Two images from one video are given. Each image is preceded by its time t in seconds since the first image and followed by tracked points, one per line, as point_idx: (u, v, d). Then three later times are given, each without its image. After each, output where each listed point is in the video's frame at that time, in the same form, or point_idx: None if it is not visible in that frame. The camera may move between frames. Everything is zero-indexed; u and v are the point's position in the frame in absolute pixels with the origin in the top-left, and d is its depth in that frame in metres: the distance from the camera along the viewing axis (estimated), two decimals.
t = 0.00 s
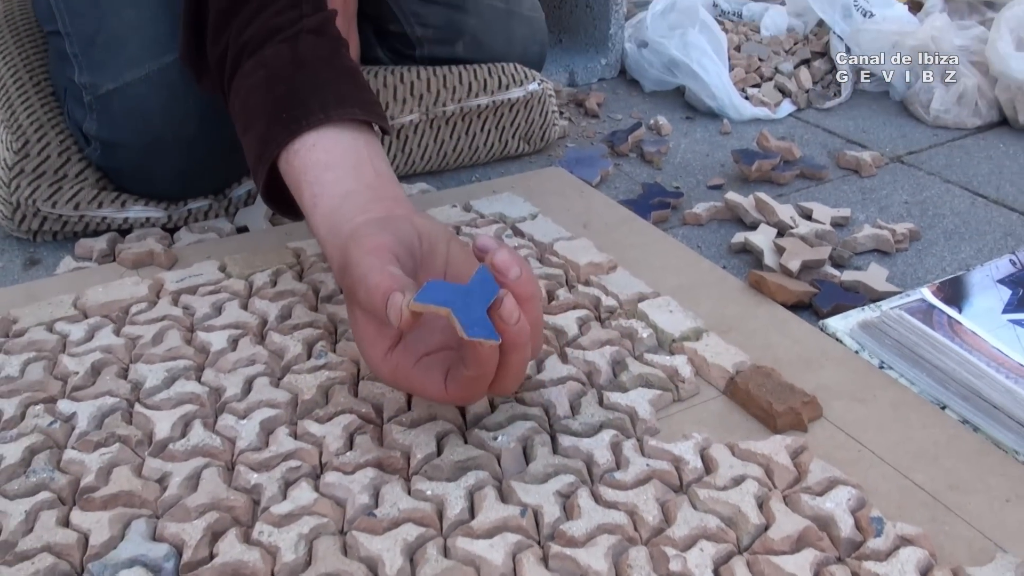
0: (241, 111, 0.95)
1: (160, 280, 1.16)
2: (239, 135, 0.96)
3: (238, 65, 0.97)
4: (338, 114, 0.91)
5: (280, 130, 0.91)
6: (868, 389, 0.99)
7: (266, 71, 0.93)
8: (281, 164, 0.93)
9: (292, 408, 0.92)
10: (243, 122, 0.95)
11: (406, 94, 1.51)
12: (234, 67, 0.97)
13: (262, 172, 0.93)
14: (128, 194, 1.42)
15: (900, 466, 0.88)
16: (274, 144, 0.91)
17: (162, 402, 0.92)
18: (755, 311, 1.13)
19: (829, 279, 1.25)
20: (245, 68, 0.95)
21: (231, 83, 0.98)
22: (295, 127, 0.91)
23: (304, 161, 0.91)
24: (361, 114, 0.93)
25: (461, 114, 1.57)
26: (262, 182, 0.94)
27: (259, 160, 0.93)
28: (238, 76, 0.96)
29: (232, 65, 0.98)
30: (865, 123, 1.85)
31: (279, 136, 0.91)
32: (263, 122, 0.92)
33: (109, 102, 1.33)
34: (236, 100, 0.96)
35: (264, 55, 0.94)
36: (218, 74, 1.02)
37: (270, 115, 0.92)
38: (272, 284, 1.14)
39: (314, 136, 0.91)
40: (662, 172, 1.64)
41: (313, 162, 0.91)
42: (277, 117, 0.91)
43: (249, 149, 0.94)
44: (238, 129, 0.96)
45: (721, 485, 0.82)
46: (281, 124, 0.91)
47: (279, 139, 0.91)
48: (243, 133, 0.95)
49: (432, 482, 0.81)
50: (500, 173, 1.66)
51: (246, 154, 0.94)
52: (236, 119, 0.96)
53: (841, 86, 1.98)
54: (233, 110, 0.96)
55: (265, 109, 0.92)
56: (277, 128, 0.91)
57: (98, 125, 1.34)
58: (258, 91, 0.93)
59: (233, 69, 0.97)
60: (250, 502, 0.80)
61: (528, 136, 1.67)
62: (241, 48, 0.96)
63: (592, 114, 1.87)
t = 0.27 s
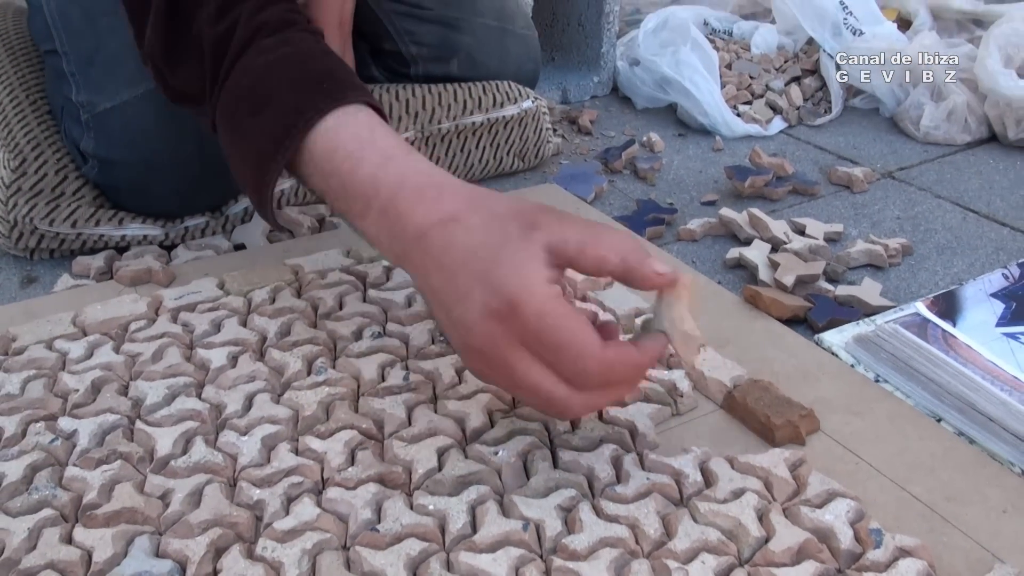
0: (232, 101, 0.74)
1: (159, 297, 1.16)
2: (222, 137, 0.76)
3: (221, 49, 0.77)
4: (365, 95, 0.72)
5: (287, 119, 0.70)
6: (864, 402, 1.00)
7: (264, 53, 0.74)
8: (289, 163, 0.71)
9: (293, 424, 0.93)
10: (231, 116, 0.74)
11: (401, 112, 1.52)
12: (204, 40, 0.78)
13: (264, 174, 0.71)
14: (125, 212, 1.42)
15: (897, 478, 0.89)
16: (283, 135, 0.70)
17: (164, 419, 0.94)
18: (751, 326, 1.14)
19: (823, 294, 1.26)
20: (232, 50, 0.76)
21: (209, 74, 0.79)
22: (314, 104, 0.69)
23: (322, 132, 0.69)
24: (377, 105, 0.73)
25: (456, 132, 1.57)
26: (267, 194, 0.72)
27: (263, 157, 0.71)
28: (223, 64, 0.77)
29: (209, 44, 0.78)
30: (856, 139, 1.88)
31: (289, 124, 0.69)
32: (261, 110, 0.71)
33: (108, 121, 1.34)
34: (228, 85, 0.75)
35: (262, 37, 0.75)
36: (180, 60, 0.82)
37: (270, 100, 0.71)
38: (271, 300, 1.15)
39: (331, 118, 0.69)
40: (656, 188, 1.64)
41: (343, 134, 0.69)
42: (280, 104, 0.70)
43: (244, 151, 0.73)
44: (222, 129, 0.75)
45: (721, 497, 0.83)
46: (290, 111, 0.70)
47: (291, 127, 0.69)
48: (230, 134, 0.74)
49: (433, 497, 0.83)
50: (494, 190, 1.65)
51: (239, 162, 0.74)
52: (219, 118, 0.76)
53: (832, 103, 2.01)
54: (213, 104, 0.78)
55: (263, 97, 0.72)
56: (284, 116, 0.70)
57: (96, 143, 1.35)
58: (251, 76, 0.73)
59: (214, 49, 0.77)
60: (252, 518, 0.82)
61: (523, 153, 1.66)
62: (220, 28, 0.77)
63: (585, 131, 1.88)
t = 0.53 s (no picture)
0: (284, 88, 0.79)
1: (158, 301, 1.16)
2: (254, 117, 0.80)
3: (277, 32, 0.80)
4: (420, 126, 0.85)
5: (360, 123, 0.78)
6: (863, 405, 1.00)
7: (331, 56, 0.81)
8: (347, 160, 0.78)
9: (293, 427, 0.94)
10: (280, 101, 0.79)
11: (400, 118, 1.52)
12: (256, 12, 0.80)
13: (320, 165, 0.78)
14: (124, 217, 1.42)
15: (896, 480, 0.89)
16: (355, 135, 0.78)
17: (163, 423, 0.94)
18: (751, 329, 1.14)
19: (822, 297, 1.27)
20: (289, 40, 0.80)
21: (245, 50, 0.80)
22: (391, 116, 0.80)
23: (395, 139, 0.80)
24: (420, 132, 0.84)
25: (454, 137, 1.56)
26: (312, 182, 0.78)
27: (325, 150, 0.78)
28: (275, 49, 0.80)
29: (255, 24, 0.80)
30: (853, 144, 1.88)
31: (360, 129, 0.78)
32: (327, 107, 0.78)
33: (107, 126, 1.35)
34: (285, 68, 0.79)
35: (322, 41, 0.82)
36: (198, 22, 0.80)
37: (339, 100, 0.79)
38: (270, 304, 1.15)
39: (402, 136, 0.80)
40: (654, 193, 1.64)
41: (403, 144, 0.80)
42: (350, 104, 0.79)
43: (295, 140, 0.79)
44: (258, 112, 0.80)
45: (722, 500, 0.83)
46: (364, 115, 0.79)
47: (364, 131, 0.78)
48: (272, 121, 0.79)
49: (434, 500, 0.83)
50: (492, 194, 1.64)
51: (281, 149, 0.79)
52: (258, 100, 0.80)
53: (829, 107, 2.02)
54: (242, 82, 0.81)
55: (326, 96, 0.79)
56: (358, 119, 0.78)
57: (96, 148, 1.35)
58: (318, 70, 0.79)
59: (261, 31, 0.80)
60: (253, 522, 0.82)
61: (521, 158, 1.66)
62: (280, 11, 0.80)
63: (583, 136, 1.88)
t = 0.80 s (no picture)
0: (295, 78, 0.80)
1: (160, 298, 1.16)
2: (266, 106, 0.80)
3: (289, 23, 0.81)
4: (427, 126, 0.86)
5: (372, 119, 0.79)
6: (864, 399, 1.00)
7: (342, 52, 0.82)
8: (357, 154, 0.78)
9: (296, 422, 0.94)
10: (290, 91, 0.80)
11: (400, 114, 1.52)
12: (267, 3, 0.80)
13: (329, 157, 0.78)
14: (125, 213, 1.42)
15: (897, 473, 0.89)
16: (366, 130, 0.78)
17: (166, 417, 0.95)
18: (751, 324, 1.14)
19: (822, 292, 1.27)
20: (301, 33, 0.81)
21: (254, 38, 0.80)
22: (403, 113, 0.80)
23: (406, 138, 0.80)
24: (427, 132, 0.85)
25: (455, 133, 1.56)
26: (321, 173, 0.78)
27: (335, 143, 0.78)
28: (286, 40, 0.81)
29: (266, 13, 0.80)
30: (853, 140, 1.89)
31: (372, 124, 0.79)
32: (338, 101, 0.79)
33: (108, 123, 1.35)
34: (297, 59, 0.80)
35: (332, 37, 0.83)
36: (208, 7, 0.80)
37: (351, 95, 0.80)
38: (272, 300, 1.15)
39: (413, 135, 0.81)
40: (654, 188, 1.64)
41: (415, 144, 0.80)
42: (361, 99, 0.79)
43: (304, 131, 0.79)
44: (267, 100, 0.80)
45: (723, 493, 0.83)
46: (376, 110, 0.79)
47: (376, 127, 0.79)
48: (281, 111, 0.80)
49: (437, 493, 0.83)
50: (493, 191, 1.65)
51: (290, 139, 0.80)
52: (267, 89, 0.80)
53: (828, 103, 2.02)
54: (250, 69, 0.81)
55: (337, 90, 0.80)
56: (370, 115, 0.79)
57: (97, 145, 1.35)
58: (330, 64, 0.80)
59: (272, 20, 0.80)
60: (256, 516, 0.83)
61: (522, 154, 1.66)
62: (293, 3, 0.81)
63: (583, 132, 1.89)
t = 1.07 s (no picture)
0: (304, 73, 0.81)
1: (166, 294, 1.18)
2: (277, 101, 0.81)
3: (297, 18, 0.81)
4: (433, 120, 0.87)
5: (381, 110, 0.79)
6: (864, 390, 1.01)
7: (350, 47, 0.83)
8: (367, 145, 0.79)
9: (302, 415, 0.95)
10: (299, 86, 0.81)
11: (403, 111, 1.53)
12: None
13: (340, 149, 0.79)
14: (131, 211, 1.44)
15: (896, 463, 0.90)
16: (376, 122, 0.79)
17: (174, 411, 0.96)
18: (752, 317, 1.15)
19: (822, 285, 1.28)
20: (308, 28, 0.82)
21: (263, 33, 0.81)
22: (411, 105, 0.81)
23: (414, 129, 0.81)
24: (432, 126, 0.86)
25: (457, 130, 1.58)
26: (331, 165, 0.79)
27: (346, 135, 0.79)
28: (294, 35, 0.82)
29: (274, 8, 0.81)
30: (854, 134, 1.89)
31: (381, 115, 0.79)
32: (348, 93, 0.80)
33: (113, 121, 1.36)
34: (306, 54, 0.81)
35: (339, 32, 0.84)
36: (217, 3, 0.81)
37: (359, 87, 0.80)
38: (278, 295, 1.17)
39: (420, 126, 0.81)
40: (656, 184, 1.65)
41: (423, 135, 0.81)
42: (370, 92, 0.80)
43: (314, 124, 0.80)
44: (277, 94, 0.81)
45: (723, 483, 0.84)
46: (384, 102, 0.80)
47: (386, 118, 0.79)
48: (291, 105, 0.81)
49: (441, 484, 0.84)
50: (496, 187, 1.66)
51: (301, 132, 0.81)
52: (277, 83, 0.81)
53: (829, 100, 2.02)
54: (259, 64, 0.81)
55: (347, 83, 0.81)
56: (379, 106, 0.80)
57: (103, 143, 1.36)
58: (339, 58, 0.81)
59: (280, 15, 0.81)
60: (263, 507, 0.84)
61: (524, 150, 1.67)
62: None
63: (585, 128, 1.90)
